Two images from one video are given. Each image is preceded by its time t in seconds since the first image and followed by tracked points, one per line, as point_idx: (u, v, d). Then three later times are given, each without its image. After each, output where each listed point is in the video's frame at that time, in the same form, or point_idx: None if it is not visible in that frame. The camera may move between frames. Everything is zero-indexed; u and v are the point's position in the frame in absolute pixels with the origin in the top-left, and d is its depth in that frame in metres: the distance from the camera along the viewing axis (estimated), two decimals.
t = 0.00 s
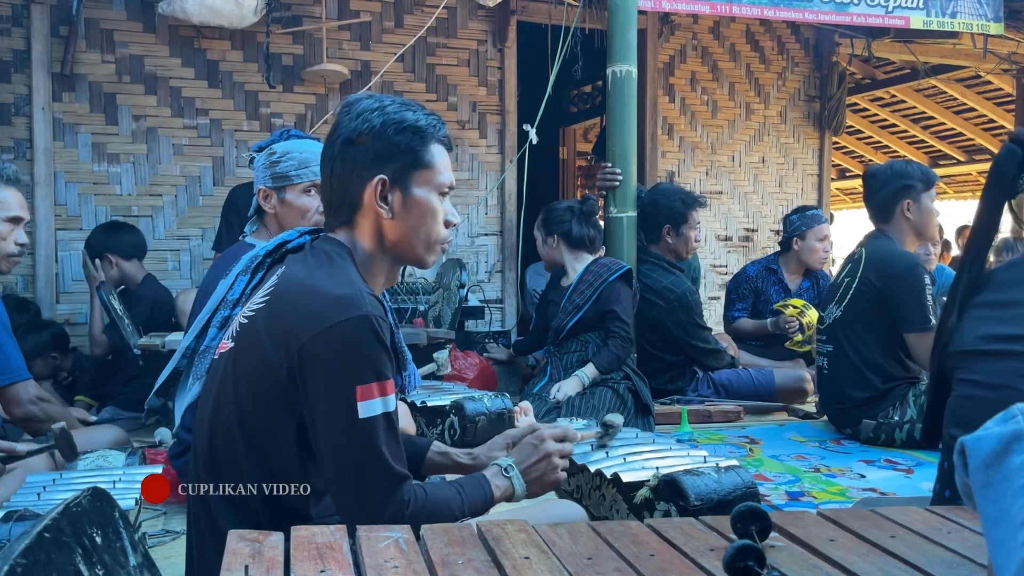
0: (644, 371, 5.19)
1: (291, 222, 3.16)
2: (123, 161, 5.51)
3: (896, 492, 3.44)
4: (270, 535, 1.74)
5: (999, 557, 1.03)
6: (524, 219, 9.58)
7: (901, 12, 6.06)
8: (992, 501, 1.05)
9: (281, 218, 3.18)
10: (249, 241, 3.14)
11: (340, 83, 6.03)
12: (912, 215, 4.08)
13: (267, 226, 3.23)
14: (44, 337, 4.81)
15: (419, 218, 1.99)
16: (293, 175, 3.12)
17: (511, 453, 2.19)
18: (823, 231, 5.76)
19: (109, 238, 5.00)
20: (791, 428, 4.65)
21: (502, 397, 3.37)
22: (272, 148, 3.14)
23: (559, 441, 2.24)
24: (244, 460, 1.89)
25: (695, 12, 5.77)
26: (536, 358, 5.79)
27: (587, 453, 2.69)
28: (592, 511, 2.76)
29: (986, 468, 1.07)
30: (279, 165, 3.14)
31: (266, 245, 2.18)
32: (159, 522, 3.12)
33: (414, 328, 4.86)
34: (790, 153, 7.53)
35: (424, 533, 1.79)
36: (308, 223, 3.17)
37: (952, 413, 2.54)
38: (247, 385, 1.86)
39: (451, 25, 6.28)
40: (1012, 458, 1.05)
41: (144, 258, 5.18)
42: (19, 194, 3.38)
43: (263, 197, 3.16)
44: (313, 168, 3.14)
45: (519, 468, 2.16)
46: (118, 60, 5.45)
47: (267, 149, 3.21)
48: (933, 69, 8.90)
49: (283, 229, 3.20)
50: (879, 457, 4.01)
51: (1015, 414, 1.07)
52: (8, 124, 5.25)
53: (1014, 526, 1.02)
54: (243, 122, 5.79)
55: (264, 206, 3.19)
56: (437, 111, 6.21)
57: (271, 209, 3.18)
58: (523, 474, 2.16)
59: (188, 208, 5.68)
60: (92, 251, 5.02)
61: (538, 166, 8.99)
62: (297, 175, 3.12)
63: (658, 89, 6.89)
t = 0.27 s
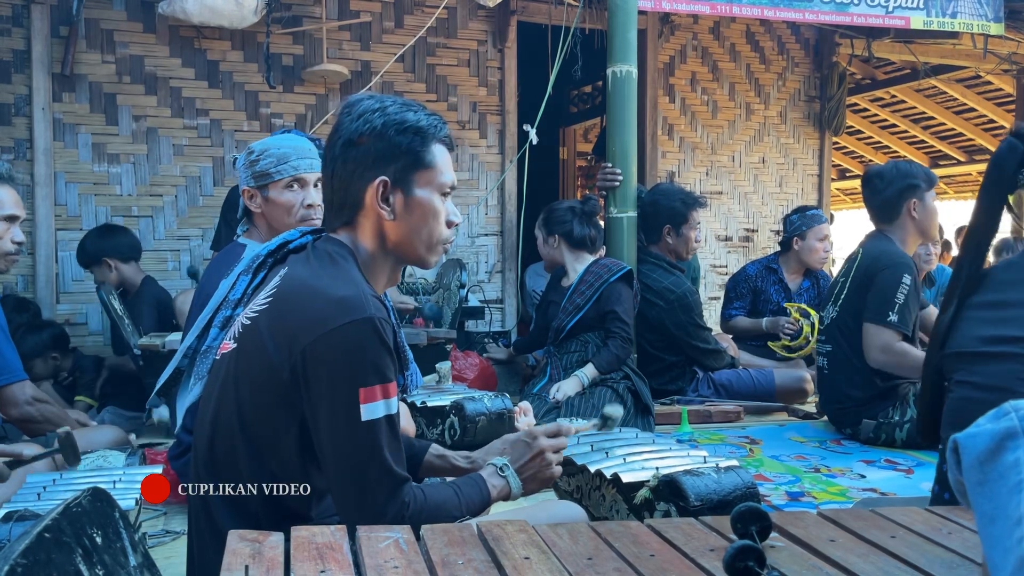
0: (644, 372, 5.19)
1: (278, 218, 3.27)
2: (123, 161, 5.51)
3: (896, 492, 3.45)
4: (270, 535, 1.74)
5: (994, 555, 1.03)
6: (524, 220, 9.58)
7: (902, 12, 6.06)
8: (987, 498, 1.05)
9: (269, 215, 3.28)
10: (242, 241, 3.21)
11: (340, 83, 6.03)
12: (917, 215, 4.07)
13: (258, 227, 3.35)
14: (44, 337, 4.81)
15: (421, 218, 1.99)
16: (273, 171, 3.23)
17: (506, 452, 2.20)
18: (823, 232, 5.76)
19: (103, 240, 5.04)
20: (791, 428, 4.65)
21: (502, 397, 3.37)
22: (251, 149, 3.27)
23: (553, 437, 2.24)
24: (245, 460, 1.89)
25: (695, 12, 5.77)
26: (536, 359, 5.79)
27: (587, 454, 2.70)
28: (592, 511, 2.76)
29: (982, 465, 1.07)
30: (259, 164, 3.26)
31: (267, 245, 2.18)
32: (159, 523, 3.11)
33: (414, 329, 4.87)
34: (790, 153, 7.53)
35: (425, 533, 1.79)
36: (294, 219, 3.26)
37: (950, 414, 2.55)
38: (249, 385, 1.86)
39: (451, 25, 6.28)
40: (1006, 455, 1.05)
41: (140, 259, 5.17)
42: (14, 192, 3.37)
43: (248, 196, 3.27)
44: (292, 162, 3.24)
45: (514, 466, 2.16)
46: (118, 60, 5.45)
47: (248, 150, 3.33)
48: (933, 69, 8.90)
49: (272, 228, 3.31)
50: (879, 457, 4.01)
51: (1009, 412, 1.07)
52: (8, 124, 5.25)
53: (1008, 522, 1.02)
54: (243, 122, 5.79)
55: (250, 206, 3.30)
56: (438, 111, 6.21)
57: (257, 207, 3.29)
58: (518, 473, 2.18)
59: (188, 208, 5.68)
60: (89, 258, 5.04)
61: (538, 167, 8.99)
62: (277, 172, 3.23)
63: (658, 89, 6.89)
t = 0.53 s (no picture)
0: (645, 372, 5.19)
1: (269, 217, 3.27)
2: (123, 161, 5.51)
3: (896, 493, 3.45)
4: (270, 535, 1.74)
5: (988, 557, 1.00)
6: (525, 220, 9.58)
7: (902, 12, 6.06)
8: (980, 498, 1.02)
9: (259, 215, 3.29)
10: (236, 242, 3.22)
11: (340, 83, 6.03)
12: (914, 213, 4.07)
13: (249, 227, 3.35)
14: (44, 337, 4.81)
15: (421, 219, 1.98)
16: (260, 170, 3.23)
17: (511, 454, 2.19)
18: (823, 231, 5.76)
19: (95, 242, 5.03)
20: (791, 428, 4.65)
21: (502, 397, 3.37)
22: (236, 148, 3.28)
23: (562, 441, 2.19)
24: (245, 460, 1.89)
25: (695, 12, 5.77)
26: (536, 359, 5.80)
27: (588, 454, 2.70)
28: (592, 511, 2.76)
29: (974, 463, 1.04)
30: (245, 162, 3.27)
31: (268, 244, 2.18)
32: (159, 523, 3.11)
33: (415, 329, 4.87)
34: (790, 153, 7.53)
35: (425, 533, 1.79)
36: (283, 216, 3.26)
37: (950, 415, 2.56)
38: (250, 385, 1.86)
39: (451, 25, 6.28)
40: (998, 453, 1.01)
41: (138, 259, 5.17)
42: (16, 194, 3.37)
43: (236, 196, 3.29)
44: (277, 160, 3.23)
45: (519, 469, 2.16)
46: (118, 60, 5.46)
47: (234, 148, 3.33)
48: (933, 69, 8.90)
49: (263, 228, 3.32)
50: (879, 458, 4.01)
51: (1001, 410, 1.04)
52: (8, 124, 5.25)
53: (1003, 521, 0.98)
54: (243, 122, 5.80)
55: (240, 206, 3.32)
56: (438, 111, 6.21)
57: (247, 207, 3.31)
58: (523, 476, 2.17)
59: (188, 208, 5.68)
60: (86, 260, 5.03)
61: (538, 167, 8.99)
62: (263, 170, 3.23)
63: (658, 89, 6.88)
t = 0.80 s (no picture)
0: (645, 372, 5.19)
1: (259, 216, 3.27)
2: (124, 162, 5.51)
3: (897, 493, 3.45)
4: (271, 536, 1.74)
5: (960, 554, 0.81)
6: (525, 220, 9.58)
7: (902, 12, 6.06)
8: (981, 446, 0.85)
9: (250, 214, 3.29)
10: (230, 242, 3.22)
11: (341, 84, 6.03)
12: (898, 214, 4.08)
13: (243, 227, 3.36)
14: (45, 337, 4.82)
15: (428, 227, 1.99)
16: (247, 169, 3.23)
17: (511, 451, 2.19)
18: (823, 232, 5.76)
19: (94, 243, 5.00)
20: (791, 428, 4.65)
21: (502, 396, 3.37)
22: (223, 149, 3.29)
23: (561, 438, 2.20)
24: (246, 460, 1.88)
25: (695, 12, 5.77)
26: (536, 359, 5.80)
27: (588, 453, 2.70)
28: (592, 511, 2.76)
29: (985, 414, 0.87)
30: (233, 163, 3.27)
31: (270, 245, 2.18)
32: (159, 523, 3.11)
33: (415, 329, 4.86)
34: (790, 153, 7.53)
35: (425, 533, 1.79)
36: (273, 214, 3.26)
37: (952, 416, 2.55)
38: (251, 385, 1.86)
39: (451, 25, 6.28)
40: (967, 431, 0.81)
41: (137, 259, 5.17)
42: (27, 202, 3.40)
43: (226, 196, 3.29)
44: (264, 158, 3.24)
45: (519, 467, 2.15)
46: (119, 61, 5.46)
47: (221, 150, 3.34)
48: (933, 69, 8.90)
49: (255, 226, 3.31)
50: (879, 458, 4.01)
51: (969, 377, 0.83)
52: (8, 124, 5.25)
53: (979, 507, 0.80)
54: (243, 122, 5.80)
55: (231, 206, 3.31)
56: (438, 111, 6.21)
57: (237, 207, 3.30)
58: (523, 473, 2.16)
59: (188, 208, 5.69)
60: (86, 261, 5.00)
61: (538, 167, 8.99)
62: (251, 169, 3.23)
63: (658, 89, 6.89)
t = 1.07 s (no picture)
0: (645, 372, 5.19)
1: (257, 216, 3.27)
2: (124, 162, 5.51)
3: (897, 493, 3.45)
4: (271, 536, 1.74)
5: (967, 528, 0.94)
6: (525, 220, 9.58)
7: (903, 12, 6.07)
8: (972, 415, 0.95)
9: (246, 214, 3.29)
10: (227, 241, 3.22)
11: (341, 84, 6.03)
12: (872, 216, 4.12)
13: (238, 227, 3.35)
14: (44, 338, 4.82)
15: (425, 222, 1.98)
16: (242, 169, 3.23)
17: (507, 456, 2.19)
18: (823, 231, 5.76)
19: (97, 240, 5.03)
20: (791, 428, 4.64)
21: (502, 396, 3.37)
22: (217, 150, 3.29)
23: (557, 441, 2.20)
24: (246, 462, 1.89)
25: (695, 12, 5.77)
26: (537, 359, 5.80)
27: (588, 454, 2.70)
28: (592, 511, 2.77)
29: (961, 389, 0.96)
30: (227, 163, 3.27)
31: (272, 245, 2.18)
32: (160, 523, 3.11)
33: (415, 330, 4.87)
34: (791, 153, 7.53)
35: (425, 533, 1.79)
36: (269, 214, 3.26)
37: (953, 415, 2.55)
38: (251, 387, 1.86)
39: (451, 26, 6.28)
40: (974, 393, 0.94)
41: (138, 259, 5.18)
42: (28, 202, 3.40)
43: (222, 197, 3.29)
44: (259, 157, 3.24)
45: (515, 471, 2.15)
46: (119, 61, 5.46)
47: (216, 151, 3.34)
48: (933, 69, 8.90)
49: (251, 226, 3.31)
50: (879, 458, 4.02)
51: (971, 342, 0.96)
52: (8, 124, 5.25)
53: (990, 480, 0.92)
54: (244, 122, 5.80)
55: (226, 207, 3.31)
56: (438, 111, 6.21)
57: (233, 207, 3.30)
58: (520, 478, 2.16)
59: (189, 208, 5.69)
60: (87, 259, 5.02)
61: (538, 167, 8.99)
62: (246, 169, 3.23)
63: (658, 89, 6.89)
